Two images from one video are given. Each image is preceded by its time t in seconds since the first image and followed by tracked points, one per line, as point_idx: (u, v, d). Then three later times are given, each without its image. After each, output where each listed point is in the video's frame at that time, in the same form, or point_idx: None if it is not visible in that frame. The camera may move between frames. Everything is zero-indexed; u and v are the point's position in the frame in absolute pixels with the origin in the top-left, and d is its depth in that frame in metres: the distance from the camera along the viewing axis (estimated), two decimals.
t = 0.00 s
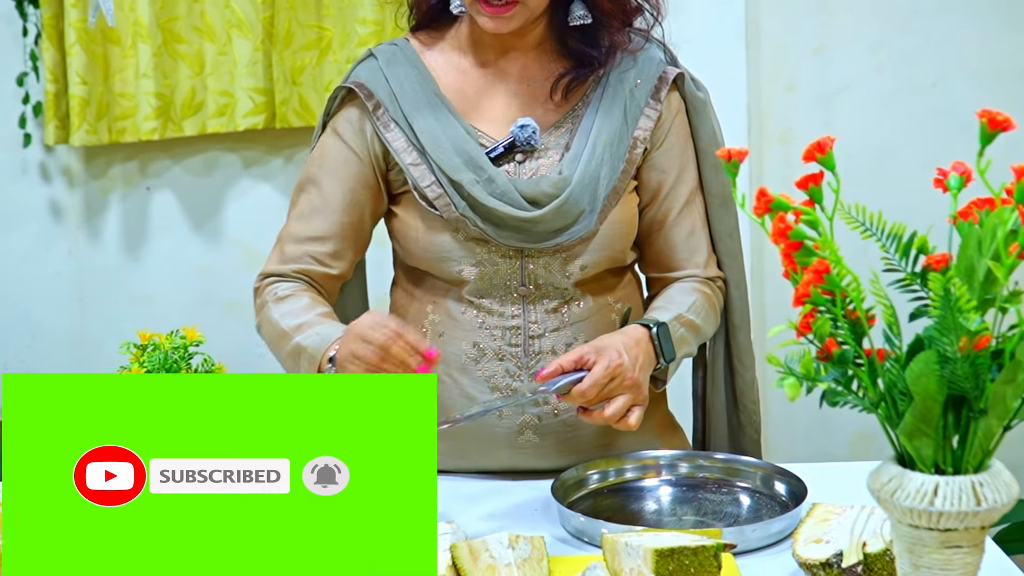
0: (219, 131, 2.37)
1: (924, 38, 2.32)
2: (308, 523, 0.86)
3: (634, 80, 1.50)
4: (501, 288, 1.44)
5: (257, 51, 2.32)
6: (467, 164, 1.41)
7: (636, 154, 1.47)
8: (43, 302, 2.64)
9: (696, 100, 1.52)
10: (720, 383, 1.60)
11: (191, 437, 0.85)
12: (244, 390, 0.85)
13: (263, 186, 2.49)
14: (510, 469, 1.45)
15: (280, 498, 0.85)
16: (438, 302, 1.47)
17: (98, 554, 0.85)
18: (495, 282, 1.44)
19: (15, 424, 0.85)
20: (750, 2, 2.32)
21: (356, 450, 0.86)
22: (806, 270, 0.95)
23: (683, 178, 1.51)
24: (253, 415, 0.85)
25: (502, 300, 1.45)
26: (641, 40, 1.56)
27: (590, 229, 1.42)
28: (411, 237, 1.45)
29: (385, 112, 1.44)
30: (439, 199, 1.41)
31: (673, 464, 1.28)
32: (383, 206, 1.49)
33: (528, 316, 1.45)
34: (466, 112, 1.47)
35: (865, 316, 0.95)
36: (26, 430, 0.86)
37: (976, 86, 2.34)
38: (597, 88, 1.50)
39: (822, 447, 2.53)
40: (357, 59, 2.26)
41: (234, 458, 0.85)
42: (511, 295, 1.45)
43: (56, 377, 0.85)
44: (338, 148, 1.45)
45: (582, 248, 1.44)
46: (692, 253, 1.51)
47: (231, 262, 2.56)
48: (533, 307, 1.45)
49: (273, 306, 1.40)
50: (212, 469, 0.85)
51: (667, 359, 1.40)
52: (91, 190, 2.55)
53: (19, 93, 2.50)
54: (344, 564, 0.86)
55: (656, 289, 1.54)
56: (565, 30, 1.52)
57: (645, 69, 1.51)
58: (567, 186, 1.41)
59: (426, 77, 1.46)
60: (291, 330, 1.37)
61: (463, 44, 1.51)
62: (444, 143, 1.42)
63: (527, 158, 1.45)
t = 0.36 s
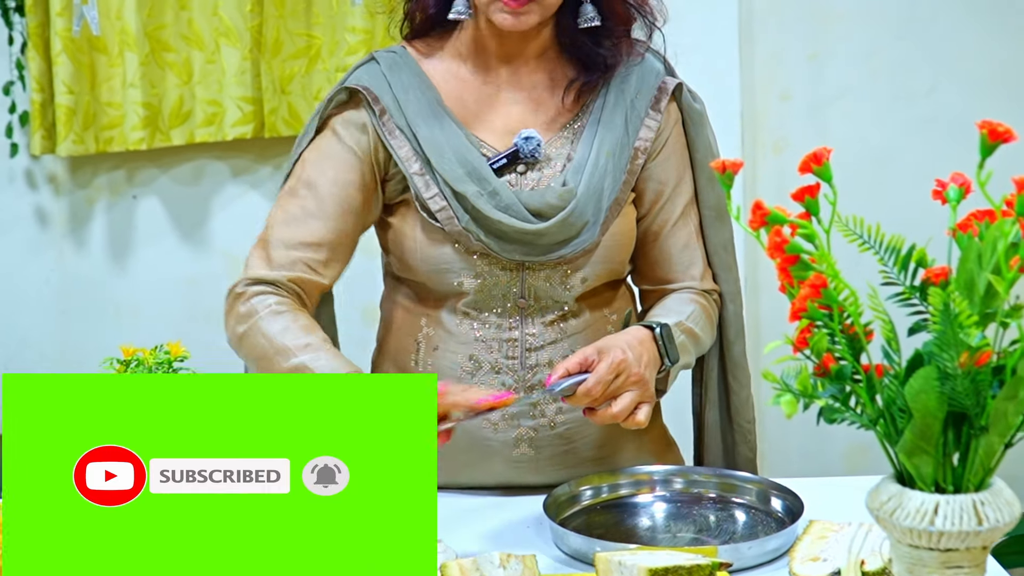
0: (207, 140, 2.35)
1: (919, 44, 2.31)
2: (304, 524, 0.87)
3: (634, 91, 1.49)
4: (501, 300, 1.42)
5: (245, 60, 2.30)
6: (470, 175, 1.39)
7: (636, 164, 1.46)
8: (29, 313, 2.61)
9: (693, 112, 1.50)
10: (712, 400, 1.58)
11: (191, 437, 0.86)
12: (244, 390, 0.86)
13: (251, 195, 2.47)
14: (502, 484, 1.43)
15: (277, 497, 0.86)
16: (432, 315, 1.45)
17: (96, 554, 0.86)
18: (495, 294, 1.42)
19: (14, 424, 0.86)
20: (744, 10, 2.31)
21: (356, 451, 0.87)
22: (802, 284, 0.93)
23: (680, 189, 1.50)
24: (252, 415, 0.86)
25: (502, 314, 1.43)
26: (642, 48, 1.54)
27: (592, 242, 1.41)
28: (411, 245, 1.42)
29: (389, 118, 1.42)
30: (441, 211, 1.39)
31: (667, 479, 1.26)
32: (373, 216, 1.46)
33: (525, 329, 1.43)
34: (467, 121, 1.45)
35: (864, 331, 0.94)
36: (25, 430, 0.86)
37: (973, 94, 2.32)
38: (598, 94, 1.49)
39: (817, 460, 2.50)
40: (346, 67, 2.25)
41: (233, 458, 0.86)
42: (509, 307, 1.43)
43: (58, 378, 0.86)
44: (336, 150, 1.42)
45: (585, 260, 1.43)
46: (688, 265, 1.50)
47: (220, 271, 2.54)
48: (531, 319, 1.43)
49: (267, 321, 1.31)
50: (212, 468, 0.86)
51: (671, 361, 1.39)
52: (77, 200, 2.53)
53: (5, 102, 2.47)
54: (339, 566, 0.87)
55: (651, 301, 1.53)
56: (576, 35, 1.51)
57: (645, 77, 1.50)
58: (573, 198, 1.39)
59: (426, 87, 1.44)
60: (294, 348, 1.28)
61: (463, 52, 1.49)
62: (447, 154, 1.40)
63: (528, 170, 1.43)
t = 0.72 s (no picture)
0: (197, 146, 2.33)
1: (917, 49, 2.29)
2: (307, 524, 0.85)
3: (634, 100, 1.47)
4: (497, 317, 1.40)
5: (235, 66, 2.28)
6: (469, 185, 1.36)
7: (637, 176, 1.44)
8: (16, 320, 2.58)
9: (693, 119, 1.49)
10: (714, 410, 1.56)
11: (191, 437, 0.85)
12: (245, 389, 0.85)
13: (241, 200, 2.45)
14: (497, 499, 1.41)
15: (281, 496, 0.85)
16: (427, 330, 1.43)
17: (94, 554, 0.85)
18: (491, 309, 1.40)
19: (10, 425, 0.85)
20: (741, 17, 2.29)
21: (356, 450, 0.86)
22: (803, 297, 0.91)
23: (681, 201, 1.48)
24: (253, 414, 0.85)
25: (498, 330, 1.41)
26: (642, 58, 1.53)
27: (592, 255, 1.39)
28: (406, 259, 1.40)
29: (382, 126, 1.39)
30: (439, 221, 1.36)
31: (663, 493, 1.25)
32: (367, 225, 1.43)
33: (523, 344, 1.41)
34: (464, 130, 1.43)
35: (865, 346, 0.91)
36: (22, 431, 0.85)
37: (972, 101, 2.29)
38: (597, 107, 1.47)
39: (816, 472, 2.47)
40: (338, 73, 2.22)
41: (234, 458, 0.85)
42: (507, 322, 1.41)
43: (55, 378, 0.85)
44: (328, 158, 1.39)
45: (584, 275, 1.41)
46: (690, 276, 1.48)
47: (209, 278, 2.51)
48: (528, 334, 1.41)
49: (252, 333, 1.29)
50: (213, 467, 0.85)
51: (672, 373, 1.37)
52: (65, 206, 2.50)
53: None
54: (346, 567, 0.86)
55: (652, 313, 1.52)
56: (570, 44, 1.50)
57: (645, 88, 1.49)
58: (574, 211, 1.37)
59: (422, 94, 1.42)
60: (278, 364, 1.25)
61: (457, 60, 1.46)
62: (445, 163, 1.37)
63: (527, 181, 1.41)
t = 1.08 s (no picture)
0: (184, 154, 2.31)
1: (912, 56, 2.28)
2: (308, 522, 0.91)
3: (621, 110, 1.45)
4: (478, 328, 1.38)
5: (223, 73, 2.25)
6: (441, 198, 1.35)
7: (621, 188, 1.42)
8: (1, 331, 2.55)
9: (686, 129, 1.46)
10: (716, 420, 1.54)
11: (190, 438, 0.90)
12: (244, 393, 0.90)
13: (230, 210, 2.42)
14: (488, 514, 1.38)
15: (282, 496, 0.91)
16: (412, 341, 1.41)
17: (96, 549, 0.90)
18: (470, 320, 1.38)
19: (14, 429, 0.90)
20: (735, 24, 2.28)
21: (356, 451, 0.91)
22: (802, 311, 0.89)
23: (676, 213, 1.46)
24: (251, 418, 0.90)
25: (478, 341, 1.39)
26: (632, 69, 1.50)
27: (570, 269, 1.37)
28: (383, 274, 1.39)
29: (353, 140, 1.38)
30: (411, 234, 1.35)
31: (659, 507, 1.22)
32: (349, 239, 1.43)
33: (505, 355, 1.39)
34: (445, 142, 1.42)
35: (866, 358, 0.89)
36: (27, 434, 0.90)
37: (965, 108, 2.30)
38: (583, 117, 1.45)
39: (812, 484, 2.45)
40: (326, 81, 2.19)
41: (234, 458, 0.90)
42: (489, 334, 1.39)
43: (59, 384, 0.90)
44: (305, 172, 1.39)
45: (563, 288, 1.39)
46: (690, 288, 1.47)
47: (197, 289, 2.49)
48: (511, 345, 1.39)
49: (237, 351, 1.33)
50: (212, 468, 0.90)
51: (654, 430, 1.36)
52: (51, 216, 2.47)
53: None
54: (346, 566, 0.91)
55: (651, 327, 1.49)
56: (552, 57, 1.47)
57: (632, 100, 1.46)
58: (550, 223, 1.35)
59: (400, 105, 1.41)
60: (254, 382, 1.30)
61: (444, 69, 1.45)
62: (416, 176, 1.36)
63: (505, 191, 1.39)
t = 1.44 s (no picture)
0: (175, 160, 2.30)
1: (906, 61, 2.28)
2: (296, 522, 0.95)
3: (616, 118, 1.44)
4: (472, 332, 1.38)
5: (215, 79, 2.24)
6: (438, 198, 1.34)
7: (617, 194, 1.41)
8: None
9: (680, 138, 1.46)
10: (705, 436, 1.52)
11: (185, 439, 0.94)
12: (245, 395, 0.94)
13: (220, 218, 2.42)
14: (482, 521, 1.38)
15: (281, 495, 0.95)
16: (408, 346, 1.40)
17: (94, 549, 0.94)
18: (465, 324, 1.37)
19: (27, 430, 0.94)
20: (730, 29, 2.28)
21: (347, 454, 0.95)
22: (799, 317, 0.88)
23: (666, 222, 1.46)
24: (243, 421, 0.94)
25: (473, 345, 1.38)
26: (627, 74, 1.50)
27: (565, 275, 1.36)
28: (378, 273, 1.38)
29: (352, 137, 1.37)
30: (407, 233, 1.35)
31: (655, 515, 1.21)
32: (346, 240, 1.42)
33: (499, 360, 1.39)
34: (439, 144, 1.41)
35: (864, 366, 0.88)
36: (33, 437, 0.94)
37: (960, 114, 2.30)
38: (578, 122, 1.45)
39: (806, 491, 2.45)
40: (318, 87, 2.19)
41: (227, 460, 0.94)
42: (483, 339, 1.38)
43: (58, 388, 0.93)
44: (301, 169, 1.38)
45: (558, 293, 1.38)
46: (678, 300, 1.46)
47: (188, 297, 2.48)
48: (504, 351, 1.39)
49: (230, 339, 1.31)
50: (212, 468, 0.94)
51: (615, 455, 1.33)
52: (40, 223, 2.45)
53: None
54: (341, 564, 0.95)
55: (639, 338, 1.49)
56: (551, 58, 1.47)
57: (628, 105, 1.45)
58: (545, 227, 1.35)
59: (398, 107, 1.39)
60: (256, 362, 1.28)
61: (439, 72, 1.44)
62: (414, 176, 1.35)
63: (499, 196, 1.39)
